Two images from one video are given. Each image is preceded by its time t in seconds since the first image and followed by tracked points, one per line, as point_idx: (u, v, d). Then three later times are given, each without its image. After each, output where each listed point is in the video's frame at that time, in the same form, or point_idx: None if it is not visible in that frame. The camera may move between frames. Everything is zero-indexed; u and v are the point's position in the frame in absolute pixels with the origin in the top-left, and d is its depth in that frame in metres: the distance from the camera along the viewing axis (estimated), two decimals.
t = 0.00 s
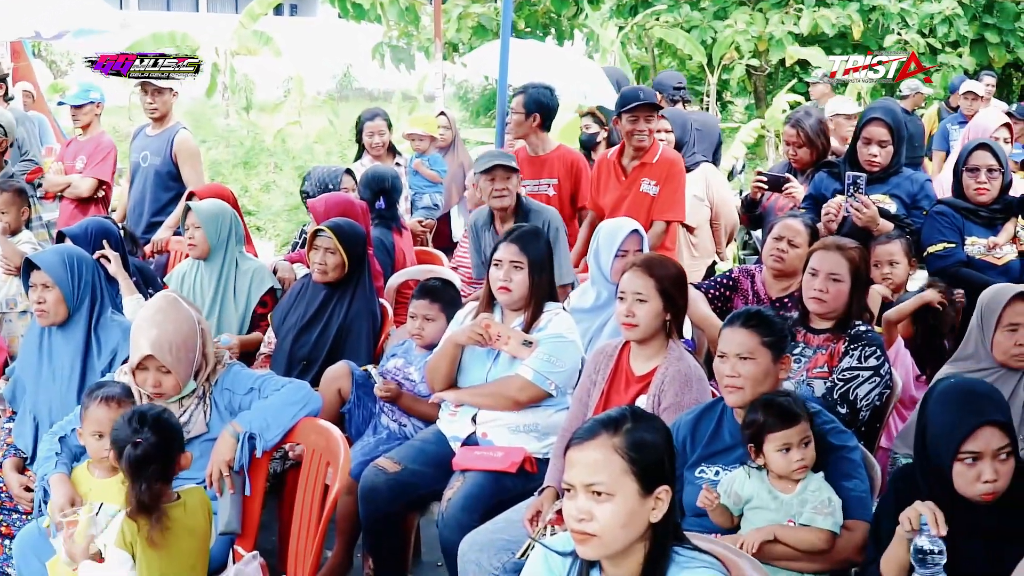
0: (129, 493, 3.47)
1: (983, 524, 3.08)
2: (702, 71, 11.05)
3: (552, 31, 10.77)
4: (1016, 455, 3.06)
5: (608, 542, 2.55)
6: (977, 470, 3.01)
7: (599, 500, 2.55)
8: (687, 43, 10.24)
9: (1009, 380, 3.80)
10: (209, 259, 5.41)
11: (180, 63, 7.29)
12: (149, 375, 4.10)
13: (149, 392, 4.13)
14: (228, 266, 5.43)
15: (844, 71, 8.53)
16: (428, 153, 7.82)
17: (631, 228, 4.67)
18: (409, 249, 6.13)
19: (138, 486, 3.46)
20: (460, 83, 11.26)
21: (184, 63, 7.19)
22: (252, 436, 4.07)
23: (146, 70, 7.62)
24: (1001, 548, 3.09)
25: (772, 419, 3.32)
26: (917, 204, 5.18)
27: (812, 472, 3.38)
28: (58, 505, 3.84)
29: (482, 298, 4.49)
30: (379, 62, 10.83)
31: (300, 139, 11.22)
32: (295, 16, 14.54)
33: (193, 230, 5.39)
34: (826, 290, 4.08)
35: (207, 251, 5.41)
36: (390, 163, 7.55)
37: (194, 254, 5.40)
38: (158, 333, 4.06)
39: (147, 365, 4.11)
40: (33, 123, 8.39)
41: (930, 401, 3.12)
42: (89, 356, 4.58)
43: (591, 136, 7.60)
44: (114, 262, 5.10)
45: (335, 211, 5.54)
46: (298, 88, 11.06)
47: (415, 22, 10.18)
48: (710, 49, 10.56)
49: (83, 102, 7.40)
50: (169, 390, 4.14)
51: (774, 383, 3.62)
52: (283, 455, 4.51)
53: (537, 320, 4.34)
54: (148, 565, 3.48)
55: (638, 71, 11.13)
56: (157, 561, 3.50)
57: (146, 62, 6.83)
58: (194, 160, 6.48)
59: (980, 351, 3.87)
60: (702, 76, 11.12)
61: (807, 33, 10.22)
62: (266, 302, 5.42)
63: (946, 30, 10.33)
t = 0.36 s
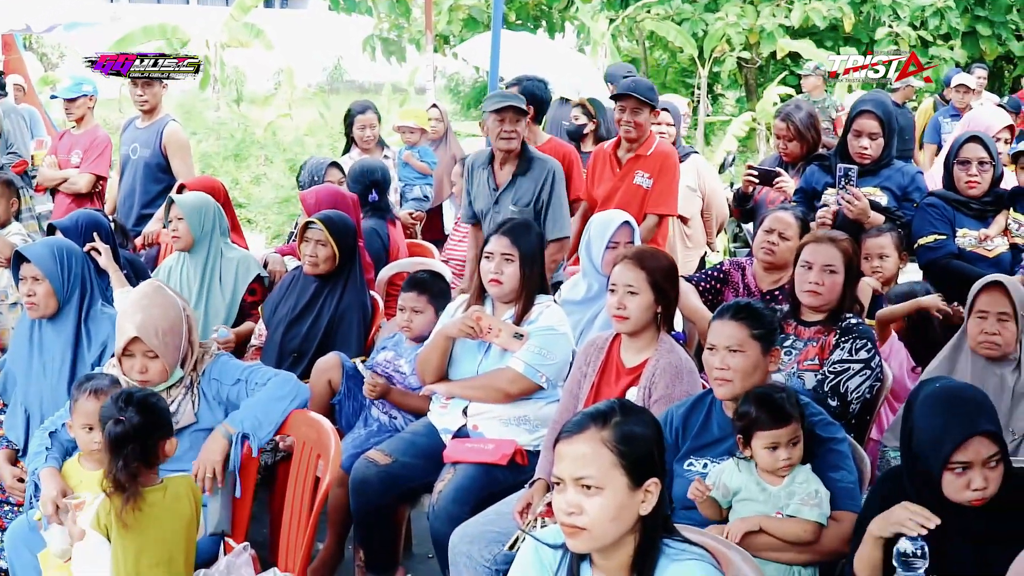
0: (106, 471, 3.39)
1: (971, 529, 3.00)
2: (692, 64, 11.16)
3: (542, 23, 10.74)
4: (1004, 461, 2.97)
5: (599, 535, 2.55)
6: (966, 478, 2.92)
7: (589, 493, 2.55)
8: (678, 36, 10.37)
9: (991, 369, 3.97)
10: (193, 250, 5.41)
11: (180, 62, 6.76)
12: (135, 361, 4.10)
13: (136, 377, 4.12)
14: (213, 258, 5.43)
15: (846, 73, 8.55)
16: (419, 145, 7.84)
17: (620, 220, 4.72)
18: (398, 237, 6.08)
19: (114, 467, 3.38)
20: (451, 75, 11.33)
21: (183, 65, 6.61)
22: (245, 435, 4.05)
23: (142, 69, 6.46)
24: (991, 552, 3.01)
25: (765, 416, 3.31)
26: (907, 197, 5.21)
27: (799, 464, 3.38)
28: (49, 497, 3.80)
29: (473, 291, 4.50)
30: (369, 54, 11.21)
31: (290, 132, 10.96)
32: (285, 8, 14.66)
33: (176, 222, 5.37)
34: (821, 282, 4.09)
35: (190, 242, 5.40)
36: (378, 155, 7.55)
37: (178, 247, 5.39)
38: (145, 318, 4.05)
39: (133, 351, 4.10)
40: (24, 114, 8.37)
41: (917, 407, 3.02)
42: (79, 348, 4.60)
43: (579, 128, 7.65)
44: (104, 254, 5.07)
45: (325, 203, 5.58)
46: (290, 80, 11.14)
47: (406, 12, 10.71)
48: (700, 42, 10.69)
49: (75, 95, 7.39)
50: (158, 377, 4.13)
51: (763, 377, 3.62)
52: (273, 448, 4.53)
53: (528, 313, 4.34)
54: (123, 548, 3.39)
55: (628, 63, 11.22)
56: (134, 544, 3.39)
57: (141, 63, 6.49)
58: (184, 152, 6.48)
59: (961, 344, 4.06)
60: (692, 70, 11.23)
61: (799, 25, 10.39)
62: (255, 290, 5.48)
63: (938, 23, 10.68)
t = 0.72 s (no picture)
0: (99, 459, 3.39)
1: (974, 522, 2.99)
2: (687, 55, 11.21)
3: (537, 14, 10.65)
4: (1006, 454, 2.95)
5: (594, 528, 2.53)
6: (970, 474, 2.90)
7: (584, 486, 2.53)
8: (673, 27, 10.44)
9: (980, 355, 3.98)
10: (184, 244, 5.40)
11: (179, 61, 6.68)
12: (126, 347, 4.10)
13: (126, 363, 4.10)
14: (202, 252, 5.43)
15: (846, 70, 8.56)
16: (415, 137, 7.88)
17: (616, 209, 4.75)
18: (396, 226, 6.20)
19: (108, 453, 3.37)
20: (447, 67, 11.36)
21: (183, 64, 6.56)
22: (207, 457, 3.93)
23: (146, 69, 6.43)
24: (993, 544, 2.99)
25: (764, 407, 3.29)
26: (903, 187, 5.23)
27: (798, 457, 3.39)
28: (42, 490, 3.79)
29: (468, 282, 4.49)
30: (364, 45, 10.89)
31: (285, 122, 11.23)
32: None
33: (168, 215, 5.36)
34: (821, 273, 4.07)
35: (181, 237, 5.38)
36: (377, 147, 7.58)
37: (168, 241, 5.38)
38: (135, 301, 4.07)
39: (124, 337, 4.09)
40: (19, 107, 8.36)
41: (920, 402, 2.99)
42: (73, 339, 4.60)
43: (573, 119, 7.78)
44: (100, 246, 5.05)
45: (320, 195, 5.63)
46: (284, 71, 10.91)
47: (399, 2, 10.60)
48: (695, 32, 10.75)
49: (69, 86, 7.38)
50: (149, 363, 4.12)
51: (760, 369, 3.62)
52: (269, 439, 4.57)
53: (523, 304, 4.34)
54: (117, 536, 3.40)
55: (623, 53, 11.27)
56: (127, 531, 3.40)
57: (141, 62, 6.50)
58: (179, 143, 6.49)
59: (952, 334, 4.08)
60: (687, 60, 11.28)
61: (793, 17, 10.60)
62: (234, 282, 5.39)
63: (933, 13, 10.76)
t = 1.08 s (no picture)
0: (95, 451, 3.37)
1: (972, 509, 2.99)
2: (683, 47, 11.24)
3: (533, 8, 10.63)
4: (1006, 444, 2.96)
5: (589, 522, 2.52)
6: (968, 460, 2.90)
7: (579, 479, 2.52)
8: (669, 20, 10.49)
9: (974, 346, 4.00)
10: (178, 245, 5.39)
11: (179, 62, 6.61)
12: (114, 355, 3.97)
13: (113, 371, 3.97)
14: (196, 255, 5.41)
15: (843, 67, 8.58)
16: (416, 130, 7.88)
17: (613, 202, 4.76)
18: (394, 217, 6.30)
19: (103, 447, 3.36)
20: (443, 59, 11.36)
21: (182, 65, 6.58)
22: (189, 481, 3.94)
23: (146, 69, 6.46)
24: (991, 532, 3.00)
25: (767, 400, 3.29)
26: (897, 180, 5.26)
27: (796, 450, 3.39)
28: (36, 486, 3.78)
29: (464, 276, 4.49)
30: (361, 38, 10.95)
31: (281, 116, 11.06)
32: None
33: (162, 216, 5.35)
34: (814, 264, 4.09)
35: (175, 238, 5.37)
36: (377, 141, 7.59)
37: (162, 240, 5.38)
38: (123, 309, 3.92)
39: (112, 345, 3.96)
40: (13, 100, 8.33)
41: (925, 387, 3.00)
42: (68, 332, 4.59)
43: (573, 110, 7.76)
44: (94, 239, 5.05)
45: (316, 186, 5.67)
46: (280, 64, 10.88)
47: None
48: (691, 25, 10.80)
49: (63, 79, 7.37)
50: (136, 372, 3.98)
51: (756, 361, 3.62)
52: (266, 432, 4.57)
53: (519, 297, 4.34)
54: (114, 528, 3.39)
55: (620, 46, 11.30)
56: (124, 523, 3.40)
57: (141, 62, 6.51)
58: (175, 136, 6.48)
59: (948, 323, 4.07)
60: (683, 53, 11.33)
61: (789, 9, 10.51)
62: (223, 284, 5.39)
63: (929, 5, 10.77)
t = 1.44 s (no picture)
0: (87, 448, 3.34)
1: (971, 494, 3.04)
2: (672, 41, 11.29)
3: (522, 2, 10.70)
4: (1008, 431, 3.00)
5: (577, 515, 2.52)
6: (971, 444, 2.94)
7: (567, 473, 2.52)
8: (658, 13, 10.52)
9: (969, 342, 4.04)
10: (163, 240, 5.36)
11: (180, 62, 6.46)
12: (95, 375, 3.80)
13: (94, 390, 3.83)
14: (184, 247, 5.39)
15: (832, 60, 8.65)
16: (405, 124, 7.87)
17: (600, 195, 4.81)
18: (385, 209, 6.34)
19: (96, 441, 3.33)
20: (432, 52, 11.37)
21: (183, 64, 6.41)
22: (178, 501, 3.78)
23: (146, 70, 6.40)
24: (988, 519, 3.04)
25: (755, 389, 3.30)
26: (883, 172, 5.33)
27: (784, 441, 3.39)
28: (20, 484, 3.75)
29: (452, 270, 4.49)
30: (349, 32, 11.23)
31: (269, 110, 11.03)
32: None
33: (146, 212, 5.32)
34: (801, 257, 4.11)
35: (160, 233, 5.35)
36: (369, 135, 7.51)
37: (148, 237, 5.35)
38: (104, 327, 3.77)
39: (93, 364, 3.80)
40: None
41: (928, 373, 3.04)
42: (55, 328, 4.59)
43: (563, 104, 7.80)
44: (82, 233, 5.13)
45: (304, 180, 5.65)
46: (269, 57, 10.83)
47: None
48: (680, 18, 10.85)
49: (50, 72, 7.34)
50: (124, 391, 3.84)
51: (745, 354, 3.63)
52: (255, 427, 4.48)
53: (509, 290, 4.34)
54: (109, 528, 3.38)
55: (609, 40, 11.34)
56: (118, 520, 3.40)
57: (141, 61, 6.46)
58: (162, 130, 6.48)
59: (943, 315, 4.09)
60: (673, 46, 11.38)
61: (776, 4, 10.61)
62: (212, 283, 5.38)
63: None
